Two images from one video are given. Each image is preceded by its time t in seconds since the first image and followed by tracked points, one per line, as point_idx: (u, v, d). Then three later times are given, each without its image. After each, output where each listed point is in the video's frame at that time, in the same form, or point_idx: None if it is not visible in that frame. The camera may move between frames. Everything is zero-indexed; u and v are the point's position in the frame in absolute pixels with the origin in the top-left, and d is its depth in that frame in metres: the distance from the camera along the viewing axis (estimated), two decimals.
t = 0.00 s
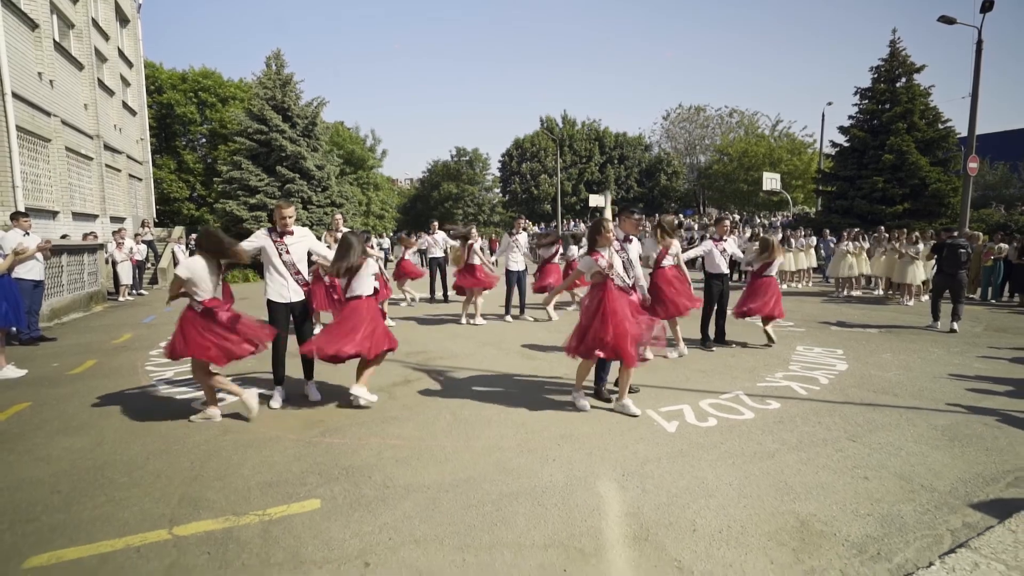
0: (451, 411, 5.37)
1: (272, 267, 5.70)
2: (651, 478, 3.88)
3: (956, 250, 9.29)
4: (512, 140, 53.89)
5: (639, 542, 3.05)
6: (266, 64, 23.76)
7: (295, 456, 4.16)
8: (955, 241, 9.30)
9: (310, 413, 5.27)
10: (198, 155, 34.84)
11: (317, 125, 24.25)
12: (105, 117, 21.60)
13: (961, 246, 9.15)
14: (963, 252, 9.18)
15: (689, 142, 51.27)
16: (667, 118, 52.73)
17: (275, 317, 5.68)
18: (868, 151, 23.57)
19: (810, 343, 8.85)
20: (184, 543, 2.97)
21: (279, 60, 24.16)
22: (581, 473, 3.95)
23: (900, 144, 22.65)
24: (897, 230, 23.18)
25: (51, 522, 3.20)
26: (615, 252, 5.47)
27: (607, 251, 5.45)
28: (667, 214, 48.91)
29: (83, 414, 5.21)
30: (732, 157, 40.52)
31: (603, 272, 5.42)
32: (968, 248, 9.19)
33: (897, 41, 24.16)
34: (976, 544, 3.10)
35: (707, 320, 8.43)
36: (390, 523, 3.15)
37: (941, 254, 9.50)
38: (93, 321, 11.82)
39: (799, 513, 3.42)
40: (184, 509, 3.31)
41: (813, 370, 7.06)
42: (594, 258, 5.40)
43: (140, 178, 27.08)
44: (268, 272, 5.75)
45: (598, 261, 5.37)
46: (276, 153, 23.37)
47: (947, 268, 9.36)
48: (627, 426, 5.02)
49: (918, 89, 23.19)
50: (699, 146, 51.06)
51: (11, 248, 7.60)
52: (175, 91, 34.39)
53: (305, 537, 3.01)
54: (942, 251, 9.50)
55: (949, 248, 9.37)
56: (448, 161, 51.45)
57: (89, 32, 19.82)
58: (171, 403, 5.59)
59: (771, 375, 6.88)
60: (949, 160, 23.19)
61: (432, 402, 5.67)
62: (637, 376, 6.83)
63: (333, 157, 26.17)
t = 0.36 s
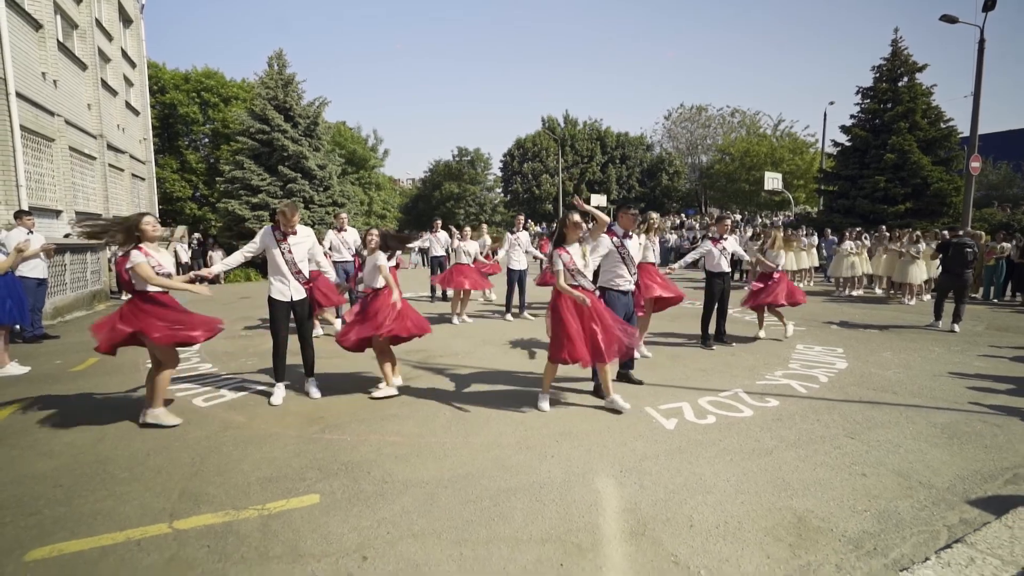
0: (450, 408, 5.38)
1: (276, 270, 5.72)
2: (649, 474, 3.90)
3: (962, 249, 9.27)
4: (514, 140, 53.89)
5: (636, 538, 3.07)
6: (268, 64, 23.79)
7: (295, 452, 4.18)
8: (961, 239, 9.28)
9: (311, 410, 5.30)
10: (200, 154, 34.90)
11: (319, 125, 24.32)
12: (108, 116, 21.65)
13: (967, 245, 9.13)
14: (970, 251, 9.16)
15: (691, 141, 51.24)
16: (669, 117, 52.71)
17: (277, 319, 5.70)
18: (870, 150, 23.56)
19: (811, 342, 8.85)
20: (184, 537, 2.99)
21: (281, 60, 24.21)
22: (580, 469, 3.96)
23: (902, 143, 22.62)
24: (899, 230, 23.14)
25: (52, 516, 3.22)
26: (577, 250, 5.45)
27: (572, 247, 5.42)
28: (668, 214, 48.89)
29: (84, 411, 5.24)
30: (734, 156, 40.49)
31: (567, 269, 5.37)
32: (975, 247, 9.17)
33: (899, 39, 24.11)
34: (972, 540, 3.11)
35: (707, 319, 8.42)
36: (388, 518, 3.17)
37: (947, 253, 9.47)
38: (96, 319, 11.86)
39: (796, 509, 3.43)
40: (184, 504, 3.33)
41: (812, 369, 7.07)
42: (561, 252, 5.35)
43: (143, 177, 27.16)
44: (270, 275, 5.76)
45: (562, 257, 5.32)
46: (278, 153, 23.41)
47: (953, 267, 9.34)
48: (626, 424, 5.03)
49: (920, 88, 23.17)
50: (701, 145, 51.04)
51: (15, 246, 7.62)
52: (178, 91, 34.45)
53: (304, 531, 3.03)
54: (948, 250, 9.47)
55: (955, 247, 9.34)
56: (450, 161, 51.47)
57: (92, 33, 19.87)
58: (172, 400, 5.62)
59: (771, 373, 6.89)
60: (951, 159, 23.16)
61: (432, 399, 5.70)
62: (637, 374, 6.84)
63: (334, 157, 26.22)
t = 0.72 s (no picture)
0: (453, 407, 5.39)
1: (278, 270, 5.74)
2: (651, 472, 3.89)
3: (972, 248, 9.20)
4: (518, 140, 53.90)
5: (638, 535, 3.07)
6: (273, 63, 23.85)
7: (298, 449, 4.19)
8: (971, 239, 9.20)
9: (314, 408, 5.32)
10: (205, 154, 35.04)
11: (323, 125, 24.39)
12: (114, 116, 21.75)
13: (978, 245, 9.06)
14: (980, 250, 9.09)
15: (695, 141, 51.17)
16: (674, 116, 52.64)
17: (280, 319, 5.72)
18: (876, 149, 23.48)
19: (815, 341, 8.81)
20: (188, 532, 3.00)
21: (286, 60, 24.29)
22: (581, 467, 3.96)
23: (908, 142, 22.53)
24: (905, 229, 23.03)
25: (57, 511, 3.24)
26: (565, 267, 5.33)
27: (558, 261, 5.31)
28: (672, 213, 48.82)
29: (89, 408, 5.27)
30: (738, 155, 40.40)
31: (548, 284, 5.29)
32: (985, 247, 9.09)
33: (906, 37, 24.00)
34: (976, 538, 3.10)
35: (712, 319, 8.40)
36: (390, 514, 3.17)
37: (956, 253, 9.39)
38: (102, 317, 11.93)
39: (799, 508, 3.42)
40: (188, 500, 3.35)
41: (816, 368, 7.05)
42: (544, 266, 5.29)
43: (148, 177, 27.28)
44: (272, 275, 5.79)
45: (543, 270, 5.23)
46: (283, 152, 23.47)
47: (962, 267, 9.27)
48: (628, 422, 5.03)
49: (926, 86, 23.07)
50: (706, 145, 50.94)
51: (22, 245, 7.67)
52: (183, 91, 34.60)
53: (306, 527, 3.04)
54: (958, 250, 9.39)
55: (965, 246, 9.26)
56: (454, 160, 51.55)
57: (99, 33, 19.97)
58: (176, 397, 5.63)
59: (774, 372, 6.87)
60: (958, 158, 23.05)
61: (436, 398, 5.71)
62: (640, 372, 6.83)
63: (339, 156, 26.26)
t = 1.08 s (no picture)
0: (458, 405, 5.39)
1: (281, 266, 5.77)
2: (656, 472, 3.88)
3: (984, 247, 9.15)
4: (524, 139, 53.90)
5: (644, 534, 3.06)
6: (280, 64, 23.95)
7: (304, 446, 4.20)
8: (982, 237, 9.15)
9: (320, 406, 5.33)
10: (213, 154, 35.24)
11: (330, 125, 24.47)
12: (123, 116, 21.89)
13: (990, 243, 9.00)
14: (991, 249, 9.02)
15: (701, 140, 51.02)
16: (680, 116, 52.50)
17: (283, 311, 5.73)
18: (885, 148, 23.34)
19: (823, 342, 8.76)
20: (195, 528, 3.01)
21: (293, 60, 24.40)
22: (587, 466, 3.96)
23: (918, 141, 22.36)
24: (915, 229, 22.85)
25: (67, 506, 3.26)
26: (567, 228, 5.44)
27: (558, 222, 5.45)
28: (679, 213, 48.69)
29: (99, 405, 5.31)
30: (746, 155, 40.24)
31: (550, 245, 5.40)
32: (996, 245, 9.04)
33: (916, 35, 23.81)
34: (987, 540, 3.07)
35: (719, 317, 8.37)
36: (396, 512, 3.18)
37: (967, 252, 9.33)
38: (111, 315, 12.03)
39: (806, 508, 3.40)
40: (195, 496, 3.37)
41: (824, 368, 7.01)
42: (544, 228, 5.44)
43: (157, 177, 27.47)
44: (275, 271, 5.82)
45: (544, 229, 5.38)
46: (290, 152, 23.57)
47: (974, 265, 9.19)
48: (634, 421, 5.02)
49: (936, 84, 22.88)
50: (713, 144, 50.77)
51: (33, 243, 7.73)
52: (191, 91, 34.81)
53: (313, 524, 3.05)
54: (969, 249, 9.33)
55: (976, 245, 9.21)
56: (460, 160, 51.62)
57: (108, 34, 20.11)
58: (183, 395, 5.67)
59: (781, 372, 6.83)
60: (969, 157, 22.84)
61: (442, 396, 5.72)
62: (646, 372, 6.81)
63: (345, 156, 26.34)
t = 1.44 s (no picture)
0: (470, 404, 5.41)
1: (292, 263, 5.82)
2: (669, 472, 3.86)
3: (1002, 247, 8.97)
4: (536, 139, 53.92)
5: (657, 534, 3.05)
6: (294, 64, 24.13)
7: (318, 443, 4.24)
8: (1000, 237, 8.98)
9: (333, 403, 5.37)
10: (228, 155, 35.62)
11: (342, 125, 24.62)
12: (141, 118, 22.20)
13: (1007, 242, 8.84)
14: (1010, 249, 8.85)
15: (714, 139, 50.75)
16: (693, 115, 52.23)
17: (298, 307, 5.79)
18: (903, 146, 23.05)
19: (838, 343, 8.67)
20: (212, 521, 3.05)
21: (306, 61, 24.60)
22: (599, 465, 3.95)
23: (937, 139, 22.04)
24: (933, 228, 22.53)
25: (87, 498, 3.32)
26: (582, 230, 5.42)
27: (574, 225, 5.42)
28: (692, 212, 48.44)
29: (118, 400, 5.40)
30: (759, 154, 39.95)
31: (565, 247, 5.36)
32: (1015, 245, 8.86)
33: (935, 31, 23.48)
34: (1008, 545, 3.03)
35: (731, 318, 8.30)
36: (409, 509, 3.20)
37: (985, 252, 9.16)
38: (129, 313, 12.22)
39: (822, 510, 3.37)
40: (212, 490, 3.41)
41: (840, 369, 6.93)
42: (559, 230, 5.40)
43: (174, 177, 27.83)
44: (286, 268, 5.87)
45: (560, 232, 5.34)
46: (303, 153, 23.75)
47: (992, 265, 9.02)
48: (646, 421, 5.00)
49: (956, 81, 22.55)
50: (726, 143, 50.47)
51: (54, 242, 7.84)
52: (207, 93, 35.22)
53: (327, 519, 3.08)
54: (987, 249, 9.17)
55: (994, 245, 9.05)
56: (471, 160, 51.75)
57: (127, 37, 20.38)
58: (200, 391, 5.74)
59: (795, 373, 6.78)
60: (990, 156, 22.46)
61: (455, 395, 5.74)
62: (658, 372, 6.78)
63: (358, 155, 26.48)
